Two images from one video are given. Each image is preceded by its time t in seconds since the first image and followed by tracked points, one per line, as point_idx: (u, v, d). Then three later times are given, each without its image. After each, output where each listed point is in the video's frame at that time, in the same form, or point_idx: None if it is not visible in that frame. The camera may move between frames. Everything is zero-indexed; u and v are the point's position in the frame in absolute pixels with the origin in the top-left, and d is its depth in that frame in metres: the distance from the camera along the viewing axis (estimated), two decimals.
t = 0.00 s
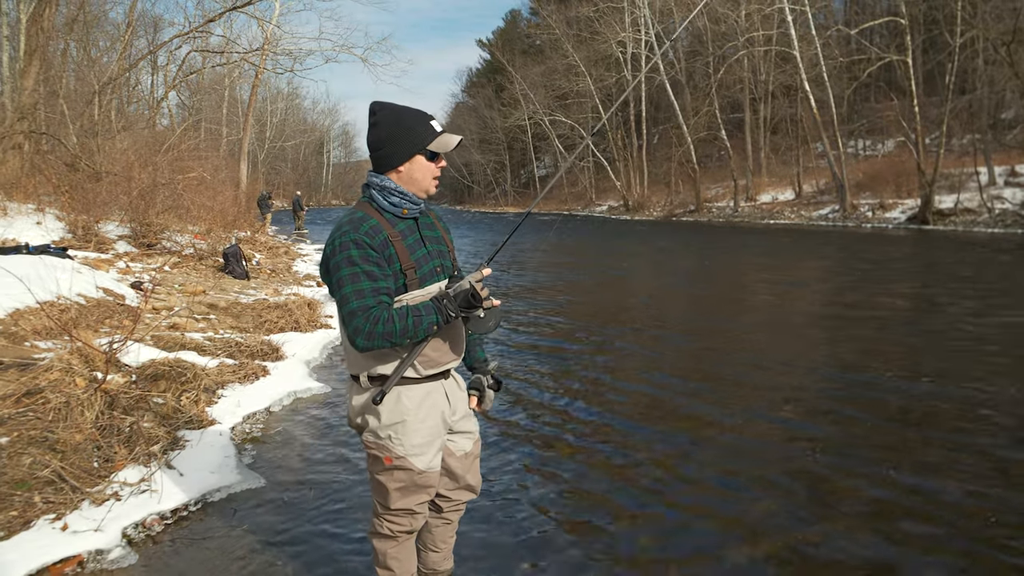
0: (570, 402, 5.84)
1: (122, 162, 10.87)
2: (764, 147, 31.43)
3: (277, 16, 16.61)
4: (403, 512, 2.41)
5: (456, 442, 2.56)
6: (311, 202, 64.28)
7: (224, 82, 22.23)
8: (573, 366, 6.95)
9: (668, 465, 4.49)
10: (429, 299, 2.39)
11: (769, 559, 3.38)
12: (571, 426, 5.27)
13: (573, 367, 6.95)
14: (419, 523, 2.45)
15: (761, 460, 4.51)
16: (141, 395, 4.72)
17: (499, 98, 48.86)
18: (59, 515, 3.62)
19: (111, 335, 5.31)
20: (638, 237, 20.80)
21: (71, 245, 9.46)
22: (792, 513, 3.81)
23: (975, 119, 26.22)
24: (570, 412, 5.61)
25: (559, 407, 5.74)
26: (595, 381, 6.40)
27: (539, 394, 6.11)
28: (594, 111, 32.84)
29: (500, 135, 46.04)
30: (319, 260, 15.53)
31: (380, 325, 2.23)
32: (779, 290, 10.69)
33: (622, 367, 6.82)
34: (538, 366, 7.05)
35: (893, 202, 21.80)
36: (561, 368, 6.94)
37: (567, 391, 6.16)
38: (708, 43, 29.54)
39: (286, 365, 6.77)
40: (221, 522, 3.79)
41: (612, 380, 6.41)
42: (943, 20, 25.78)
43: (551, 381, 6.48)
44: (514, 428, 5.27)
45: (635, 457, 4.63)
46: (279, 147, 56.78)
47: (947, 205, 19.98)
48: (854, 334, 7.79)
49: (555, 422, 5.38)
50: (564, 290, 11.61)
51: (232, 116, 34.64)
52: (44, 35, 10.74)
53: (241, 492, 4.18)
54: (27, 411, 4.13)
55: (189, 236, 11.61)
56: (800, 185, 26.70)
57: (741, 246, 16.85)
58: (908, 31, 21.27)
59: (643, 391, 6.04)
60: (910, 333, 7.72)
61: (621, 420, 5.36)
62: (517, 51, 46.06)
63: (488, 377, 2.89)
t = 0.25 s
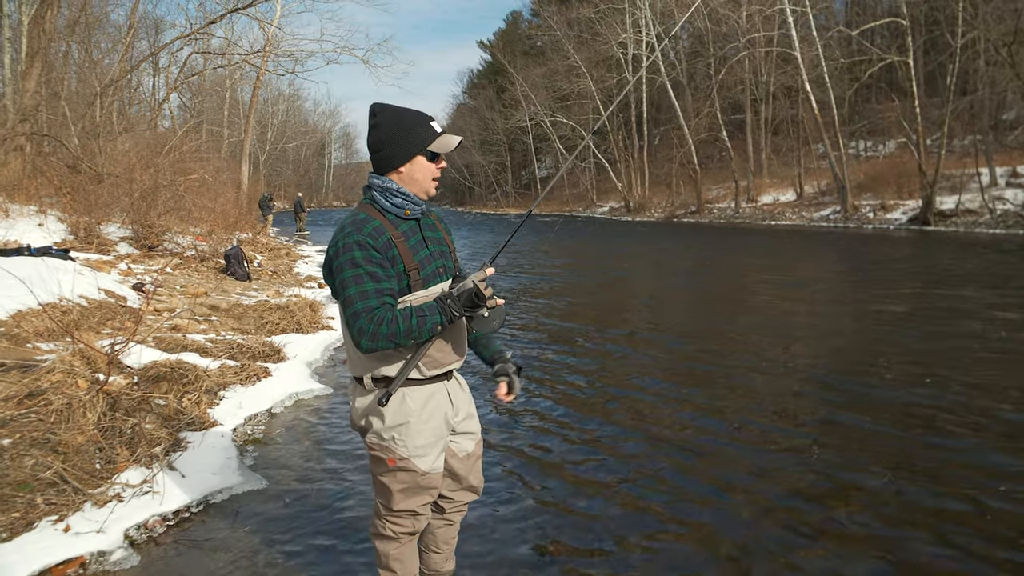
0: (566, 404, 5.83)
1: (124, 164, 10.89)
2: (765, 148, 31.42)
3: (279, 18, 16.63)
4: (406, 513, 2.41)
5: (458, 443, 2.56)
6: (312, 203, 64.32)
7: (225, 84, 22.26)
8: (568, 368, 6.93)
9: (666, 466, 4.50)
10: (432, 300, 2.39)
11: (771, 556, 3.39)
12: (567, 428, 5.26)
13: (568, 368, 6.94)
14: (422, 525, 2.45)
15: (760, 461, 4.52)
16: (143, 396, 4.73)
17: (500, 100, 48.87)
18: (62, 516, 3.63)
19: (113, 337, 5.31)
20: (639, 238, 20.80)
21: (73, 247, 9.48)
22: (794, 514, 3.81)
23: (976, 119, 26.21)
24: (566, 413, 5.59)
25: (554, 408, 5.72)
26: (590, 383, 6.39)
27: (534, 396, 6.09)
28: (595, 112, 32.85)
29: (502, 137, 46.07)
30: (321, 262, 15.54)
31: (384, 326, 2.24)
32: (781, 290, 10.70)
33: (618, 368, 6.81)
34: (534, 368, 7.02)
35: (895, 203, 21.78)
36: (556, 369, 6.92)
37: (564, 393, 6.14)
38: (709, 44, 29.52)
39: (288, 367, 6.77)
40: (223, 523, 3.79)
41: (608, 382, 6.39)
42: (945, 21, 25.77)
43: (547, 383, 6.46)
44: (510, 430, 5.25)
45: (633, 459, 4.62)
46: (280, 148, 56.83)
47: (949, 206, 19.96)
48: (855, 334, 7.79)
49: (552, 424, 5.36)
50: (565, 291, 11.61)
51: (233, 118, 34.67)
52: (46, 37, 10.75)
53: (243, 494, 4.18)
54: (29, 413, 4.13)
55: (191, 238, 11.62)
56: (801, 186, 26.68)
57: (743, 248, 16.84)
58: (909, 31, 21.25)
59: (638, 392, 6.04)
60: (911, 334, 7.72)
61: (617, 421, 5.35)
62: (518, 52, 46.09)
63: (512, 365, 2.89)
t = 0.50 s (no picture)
0: (563, 405, 5.82)
1: (125, 165, 10.90)
2: (766, 149, 31.42)
3: (279, 19, 16.63)
4: (407, 514, 2.41)
5: (459, 444, 2.57)
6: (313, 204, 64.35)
7: (226, 85, 22.29)
8: (565, 369, 6.93)
9: (665, 466, 4.50)
10: (434, 299, 2.40)
11: (770, 556, 3.40)
12: (565, 429, 5.25)
13: (567, 369, 6.93)
14: (423, 526, 2.45)
15: (759, 461, 4.53)
16: (144, 397, 4.73)
17: (500, 101, 48.89)
18: (63, 517, 3.63)
19: (114, 338, 5.32)
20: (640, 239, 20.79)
21: (74, 248, 9.49)
22: (796, 516, 3.80)
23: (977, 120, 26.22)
24: (565, 414, 5.58)
25: (552, 410, 5.72)
26: (587, 384, 6.38)
27: (532, 397, 6.09)
28: (595, 113, 32.85)
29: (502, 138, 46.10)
30: (322, 262, 15.53)
31: (385, 326, 2.24)
32: (781, 291, 10.71)
33: (616, 369, 6.81)
34: (532, 369, 7.02)
35: (896, 204, 21.77)
36: (553, 371, 6.92)
37: (561, 394, 6.14)
38: (709, 45, 29.51)
39: (288, 368, 6.78)
40: (224, 524, 3.79)
41: (605, 383, 6.39)
42: (945, 23, 25.76)
43: (544, 384, 6.45)
44: (508, 431, 5.25)
45: (631, 459, 4.62)
46: (281, 149, 56.85)
47: (949, 207, 19.95)
48: (856, 335, 7.79)
49: (549, 425, 5.36)
50: (566, 292, 11.62)
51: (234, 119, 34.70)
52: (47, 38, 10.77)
53: (244, 494, 4.18)
54: (30, 414, 4.13)
55: (192, 239, 11.63)
56: (802, 187, 26.66)
57: (744, 248, 16.85)
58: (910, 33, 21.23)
59: (636, 393, 6.04)
60: (912, 335, 7.72)
61: (615, 422, 5.35)
62: (519, 53, 46.11)
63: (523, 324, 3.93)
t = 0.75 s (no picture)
0: (563, 406, 5.81)
1: (124, 165, 10.89)
2: (766, 150, 31.43)
3: (280, 20, 16.63)
4: (407, 515, 2.40)
5: (459, 445, 2.57)
6: (313, 205, 64.32)
7: (227, 85, 22.28)
8: (565, 371, 6.93)
9: (665, 468, 4.49)
10: (434, 300, 2.40)
11: (771, 558, 3.40)
12: (564, 430, 5.24)
13: (566, 371, 6.92)
14: (423, 527, 2.45)
15: (760, 462, 4.52)
16: (144, 398, 4.73)
17: (500, 102, 48.89)
18: (63, 518, 3.63)
19: (114, 338, 5.31)
20: (640, 240, 20.79)
21: (75, 248, 9.48)
22: (798, 517, 3.80)
23: (977, 122, 26.24)
24: (567, 415, 5.58)
25: (551, 411, 5.71)
26: (587, 385, 6.37)
27: (531, 399, 6.07)
28: (595, 114, 32.87)
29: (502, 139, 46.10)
30: (322, 263, 15.51)
31: (385, 326, 2.23)
32: (781, 293, 10.71)
33: (615, 371, 6.80)
34: (531, 371, 7.01)
35: (896, 206, 21.79)
36: (553, 372, 6.91)
37: (561, 395, 6.13)
38: (709, 46, 29.50)
39: (288, 369, 6.78)
40: (224, 525, 3.79)
41: (604, 384, 6.38)
42: (946, 24, 25.76)
43: (543, 386, 6.44)
44: (508, 432, 5.23)
45: (632, 461, 4.62)
46: (281, 150, 56.85)
47: (949, 209, 19.96)
48: (855, 336, 7.80)
49: (549, 427, 5.35)
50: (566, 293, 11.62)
51: (234, 120, 34.70)
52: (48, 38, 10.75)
53: (244, 495, 4.18)
54: (31, 414, 4.12)
55: (191, 239, 11.61)
56: (802, 188, 26.66)
57: (744, 249, 16.85)
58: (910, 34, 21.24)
59: (635, 394, 6.03)
60: (912, 336, 7.72)
61: (615, 423, 5.35)
62: (519, 55, 46.13)
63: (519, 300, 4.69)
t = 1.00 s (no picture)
0: (563, 403, 5.82)
1: (125, 161, 10.89)
2: (767, 147, 31.40)
3: (280, 15, 16.60)
4: (407, 510, 2.42)
5: (460, 441, 2.57)
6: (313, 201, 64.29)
7: (227, 81, 22.25)
8: (565, 367, 6.94)
9: (665, 465, 4.50)
10: (434, 295, 2.40)
11: (768, 555, 3.41)
12: (564, 427, 5.25)
13: (566, 367, 6.92)
14: (423, 522, 2.46)
15: (759, 460, 4.53)
16: (146, 393, 4.74)
17: (501, 98, 48.83)
18: (65, 513, 3.65)
19: (115, 334, 5.32)
20: (640, 237, 20.79)
21: (75, 244, 9.49)
22: (796, 515, 3.81)
23: (979, 120, 26.18)
24: (565, 412, 5.59)
25: (551, 408, 5.71)
26: (587, 382, 6.38)
27: (531, 396, 6.08)
28: (596, 111, 32.83)
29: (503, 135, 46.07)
30: (322, 259, 15.52)
31: (385, 322, 2.24)
32: (781, 290, 10.71)
33: (614, 367, 6.81)
34: (531, 367, 7.01)
35: (896, 203, 21.77)
36: (552, 368, 6.92)
37: (561, 391, 6.13)
38: (710, 43, 29.43)
39: (289, 364, 6.79)
40: (225, 520, 3.80)
41: (603, 381, 6.38)
42: (947, 21, 25.69)
43: (543, 382, 6.44)
44: (507, 429, 5.24)
45: (631, 457, 4.63)
46: (281, 146, 56.82)
47: (950, 206, 19.95)
48: (855, 334, 7.81)
49: (549, 423, 5.36)
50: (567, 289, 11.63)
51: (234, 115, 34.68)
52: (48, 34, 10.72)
53: (246, 490, 4.19)
54: (32, 409, 4.13)
55: (192, 235, 11.62)
56: (802, 185, 26.64)
57: (745, 246, 16.84)
58: (912, 31, 21.19)
59: (635, 391, 6.04)
60: (912, 334, 7.72)
61: (615, 419, 5.35)
62: (520, 51, 46.05)
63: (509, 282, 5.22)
